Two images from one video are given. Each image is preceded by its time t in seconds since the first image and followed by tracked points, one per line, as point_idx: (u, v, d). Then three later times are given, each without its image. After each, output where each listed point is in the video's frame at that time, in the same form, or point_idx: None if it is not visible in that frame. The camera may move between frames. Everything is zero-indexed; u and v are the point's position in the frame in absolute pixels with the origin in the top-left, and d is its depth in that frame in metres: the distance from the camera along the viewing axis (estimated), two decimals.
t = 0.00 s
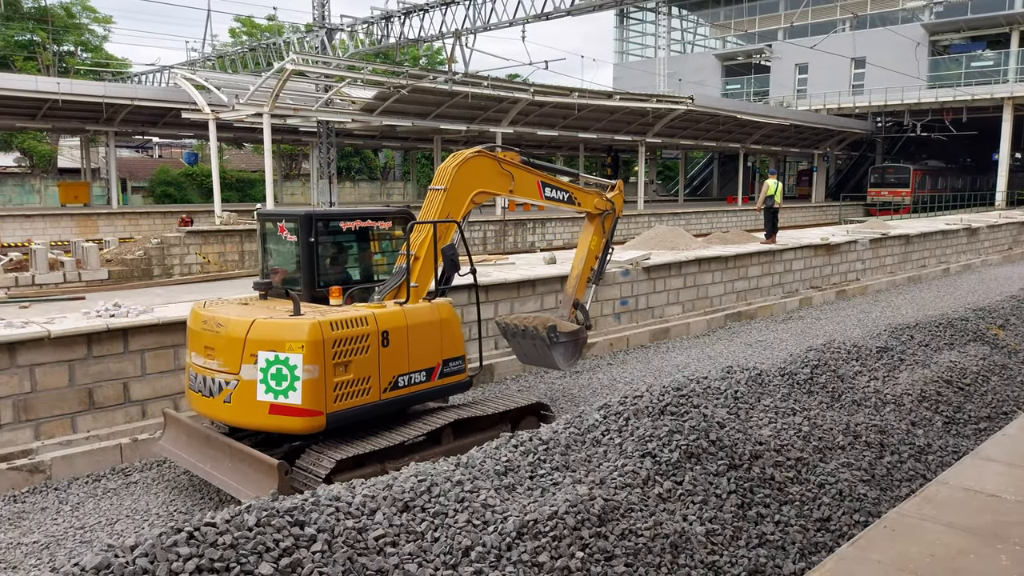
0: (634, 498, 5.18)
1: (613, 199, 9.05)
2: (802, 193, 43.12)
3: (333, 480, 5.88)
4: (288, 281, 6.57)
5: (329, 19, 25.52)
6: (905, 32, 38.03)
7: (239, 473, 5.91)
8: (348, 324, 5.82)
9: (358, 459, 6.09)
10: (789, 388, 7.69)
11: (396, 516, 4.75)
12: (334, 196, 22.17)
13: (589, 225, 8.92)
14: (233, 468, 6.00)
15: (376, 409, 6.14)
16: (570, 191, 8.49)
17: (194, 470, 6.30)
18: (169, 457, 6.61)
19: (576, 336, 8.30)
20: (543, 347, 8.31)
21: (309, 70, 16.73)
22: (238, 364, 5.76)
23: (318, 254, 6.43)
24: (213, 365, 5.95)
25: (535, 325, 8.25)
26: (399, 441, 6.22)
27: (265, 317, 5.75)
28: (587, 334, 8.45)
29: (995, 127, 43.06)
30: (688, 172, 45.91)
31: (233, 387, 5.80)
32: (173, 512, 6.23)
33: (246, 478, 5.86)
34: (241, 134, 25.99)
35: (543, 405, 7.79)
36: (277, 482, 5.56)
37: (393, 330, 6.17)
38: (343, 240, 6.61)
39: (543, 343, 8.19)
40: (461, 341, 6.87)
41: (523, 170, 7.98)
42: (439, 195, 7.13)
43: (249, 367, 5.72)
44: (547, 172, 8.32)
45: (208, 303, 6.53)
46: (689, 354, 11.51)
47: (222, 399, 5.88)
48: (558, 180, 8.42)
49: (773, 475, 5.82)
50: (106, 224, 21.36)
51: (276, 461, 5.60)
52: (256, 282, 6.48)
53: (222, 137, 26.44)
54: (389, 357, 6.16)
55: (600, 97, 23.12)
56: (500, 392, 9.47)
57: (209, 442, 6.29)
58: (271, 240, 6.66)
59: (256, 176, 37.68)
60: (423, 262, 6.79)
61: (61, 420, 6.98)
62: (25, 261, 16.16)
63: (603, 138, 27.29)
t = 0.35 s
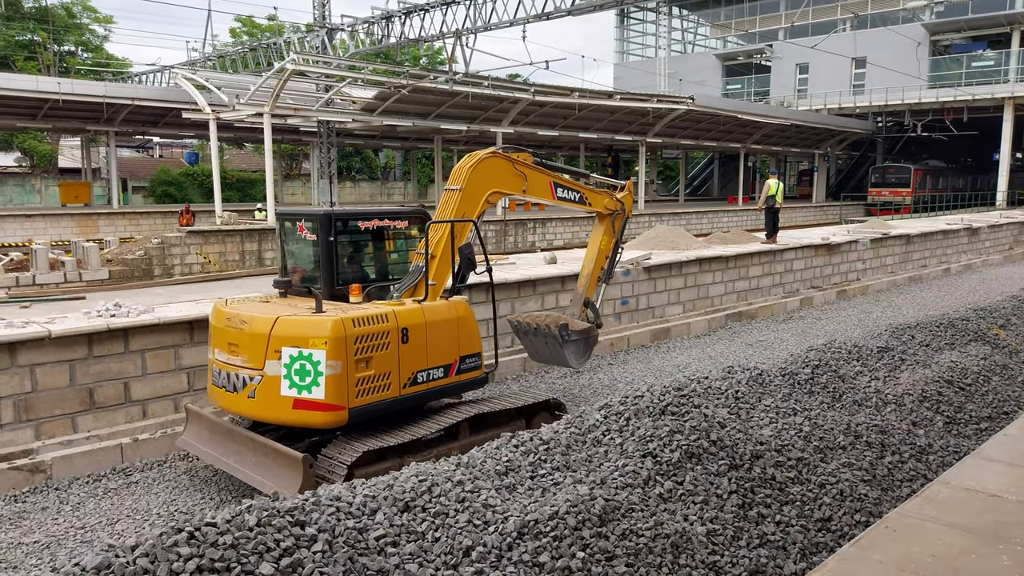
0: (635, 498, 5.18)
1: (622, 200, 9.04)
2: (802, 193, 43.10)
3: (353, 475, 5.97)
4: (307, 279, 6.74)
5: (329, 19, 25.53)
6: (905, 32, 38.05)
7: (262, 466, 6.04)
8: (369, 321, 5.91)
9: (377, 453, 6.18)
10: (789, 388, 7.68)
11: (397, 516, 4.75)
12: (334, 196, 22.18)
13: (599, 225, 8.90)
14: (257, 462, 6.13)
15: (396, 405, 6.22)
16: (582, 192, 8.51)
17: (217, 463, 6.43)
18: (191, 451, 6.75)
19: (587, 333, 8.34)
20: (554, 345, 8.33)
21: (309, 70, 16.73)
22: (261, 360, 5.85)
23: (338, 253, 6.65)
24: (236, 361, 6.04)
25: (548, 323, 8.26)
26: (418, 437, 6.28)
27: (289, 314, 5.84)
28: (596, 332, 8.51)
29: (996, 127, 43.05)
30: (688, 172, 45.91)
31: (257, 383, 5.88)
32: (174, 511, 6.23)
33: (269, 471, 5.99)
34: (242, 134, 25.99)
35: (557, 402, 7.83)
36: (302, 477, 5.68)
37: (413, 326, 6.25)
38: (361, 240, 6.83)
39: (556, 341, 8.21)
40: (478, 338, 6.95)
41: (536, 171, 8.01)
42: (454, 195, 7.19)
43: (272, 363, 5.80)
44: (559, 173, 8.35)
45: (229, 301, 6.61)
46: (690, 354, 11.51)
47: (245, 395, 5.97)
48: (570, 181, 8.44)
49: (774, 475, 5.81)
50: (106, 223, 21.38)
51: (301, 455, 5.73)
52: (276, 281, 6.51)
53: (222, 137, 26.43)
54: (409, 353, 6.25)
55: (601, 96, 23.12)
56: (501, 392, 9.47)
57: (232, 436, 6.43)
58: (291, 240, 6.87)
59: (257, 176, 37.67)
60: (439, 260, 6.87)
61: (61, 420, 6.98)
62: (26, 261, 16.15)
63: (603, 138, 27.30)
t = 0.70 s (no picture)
0: (636, 498, 5.17)
1: (632, 200, 9.09)
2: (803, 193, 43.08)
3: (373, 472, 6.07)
4: (325, 278, 6.80)
5: (330, 19, 25.55)
6: (905, 31, 38.07)
7: (285, 460, 6.19)
8: (389, 318, 6.03)
9: (396, 448, 6.28)
10: (790, 388, 7.68)
11: (398, 516, 4.75)
12: (335, 196, 22.18)
13: (610, 225, 8.94)
14: (279, 456, 6.28)
15: (414, 401, 6.33)
16: (593, 191, 8.57)
17: (240, 457, 6.57)
18: (213, 446, 6.90)
19: (597, 332, 8.40)
20: (566, 342, 8.36)
21: (310, 70, 16.71)
22: (284, 356, 5.98)
23: (356, 252, 6.66)
24: (259, 357, 6.17)
25: (559, 320, 8.29)
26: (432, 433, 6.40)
27: (311, 311, 5.96)
28: (607, 330, 8.56)
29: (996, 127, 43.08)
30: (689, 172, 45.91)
31: (280, 378, 6.01)
32: (176, 511, 6.24)
33: (293, 465, 6.12)
34: (243, 134, 26.00)
35: (569, 397, 7.93)
36: (325, 470, 5.81)
37: (430, 324, 6.37)
38: (379, 238, 6.83)
39: (567, 339, 8.24)
40: (494, 336, 7.05)
41: (548, 171, 8.07)
42: (470, 194, 7.31)
43: (295, 359, 5.93)
44: (571, 173, 8.42)
45: (250, 298, 6.74)
46: (690, 353, 11.50)
47: (268, 390, 6.10)
48: (581, 181, 8.50)
49: (775, 475, 5.80)
50: (107, 223, 21.42)
51: (324, 449, 5.85)
52: (295, 280, 6.72)
53: (223, 137, 26.43)
54: (427, 350, 6.36)
55: (601, 96, 23.12)
56: (502, 391, 9.46)
57: (255, 430, 6.56)
58: (310, 238, 6.86)
59: (257, 176, 37.68)
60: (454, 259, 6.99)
61: (62, 420, 6.99)
62: (27, 261, 16.16)
63: (604, 138, 27.29)
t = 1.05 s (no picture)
0: (637, 498, 5.17)
1: (641, 200, 9.19)
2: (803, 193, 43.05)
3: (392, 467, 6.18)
4: (341, 276, 6.88)
5: (330, 18, 25.54)
6: (906, 31, 38.06)
7: (306, 455, 6.31)
8: (408, 316, 6.14)
9: (413, 443, 6.39)
10: (790, 388, 7.67)
11: (398, 516, 4.74)
12: (335, 196, 22.17)
13: (620, 225, 9.05)
14: (300, 451, 6.40)
15: (432, 396, 6.45)
16: (603, 192, 8.67)
17: (261, 453, 6.69)
18: (233, 440, 7.03)
19: (608, 330, 8.40)
20: (577, 341, 8.37)
21: (309, 69, 16.67)
22: (305, 353, 6.09)
23: (374, 251, 6.72)
24: (280, 354, 6.28)
25: (570, 319, 8.30)
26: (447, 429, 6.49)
27: (331, 309, 6.08)
28: (618, 328, 8.56)
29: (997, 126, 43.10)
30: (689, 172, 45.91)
31: (301, 374, 6.12)
32: (176, 510, 6.23)
33: (315, 460, 6.24)
34: (243, 133, 25.99)
35: (582, 394, 7.96)
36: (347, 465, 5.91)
37: (447, 322, 6.49)
38: (396, 238, 6.90)
39: (578, 337, 8.24)
40: (508, 334, 7.16)
41: (560, 171, 8.16)
42: (484, 194, 7.39)
43: (316, 356, 6.04)
44: (581, 173, 8.50)
45: (269, 297, 6.85)
46: (691, 353, 11.50)
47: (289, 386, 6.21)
48: (592, 181, 8.60)
49: (776, 475, 5.80)
50: (107, 222, 21.43)
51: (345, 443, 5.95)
52: (312, 278, 6.96)
53: (223, 136, 26.41)
54: (444, 347, 6.48)
55: (601, 96, 23.10)
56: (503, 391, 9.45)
57: (274, 426, 6.68)
58: (327, 239, 6.93)
59: (257, 176, 37.66)
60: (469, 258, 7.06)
61: (62, 420, 6.98)
62: (27, 261, 16.16)
63: (604, 138, 27.29)
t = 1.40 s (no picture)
0: (638, 498, 5.16)
1: (649, 199, 9.30)
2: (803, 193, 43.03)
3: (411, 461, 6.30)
4: (358, 274, 6.99)
5: (331, 19, 25.55)
6: (906, 31, 38.02)
7: (326, 450, 6.40)
8: (426, 313, 6.24)
9: (431, 439, 6.50)
10: (791, 388, 7.66)
11: (399, 516, 4.74)
12: (335, 196, 22.16)
13: (629, 224, 9.15)
14: (319, 446, 6.49)
15: (449, 392, 6.54)
16: (613, 191, 8.75)
17: (281, 447, 6.80)
18: (252, 436, 7.14)
19: (619, 328, 8.39)
20: (587, 338, 8.37)
21: (310, 70, 16.64)
22: (325, 350, 6.18)
23: (391, 250, 6.82)
24: (300, 350, 6.38)
25: (581, 317, 8.32)
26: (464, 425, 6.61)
27: (350, 307, 6.17)
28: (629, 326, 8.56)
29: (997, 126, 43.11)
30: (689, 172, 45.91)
31: (321, 370, 6.22)
32: (176, 510, 6.23)
33: (335, 454, 6.33)
34: (244, 133, 25.99)
35: (594, 390, 8.06)
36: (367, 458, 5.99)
37: (464, 319, 6.58)
38: (411, 237, 7.00)
39: (589, 335, 8.26)
40: (522, 331, 7.24)
41: (571, 171, 8.21)
42: (496, 195, 7.44)
43: (336, 352, 6.13)
44: (592, 172, 8.56)
45: (287, 295, 6.96)
46: (691, 353, 11.50)
47: (309, 382, 6.31)
48: (602, 180, 8.67)
49: (777, 475, 5.80)
50: (107, 222, 21.45)
51: (366, 439, 6.05)
52: (330, 276, 7.03)
53: (223, 136, 26.41)
54: (461, 344, 6.57)
55: (602, 96, 23.09)
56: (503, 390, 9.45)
57: (295, 421, 6.79)
58: (344, 238, 7.03)
59: (258, 176, 37.66)
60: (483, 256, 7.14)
61: (62, 420, 6.98)
62: (27, 261, 16.17)
63: (605, 138, 27.29)
